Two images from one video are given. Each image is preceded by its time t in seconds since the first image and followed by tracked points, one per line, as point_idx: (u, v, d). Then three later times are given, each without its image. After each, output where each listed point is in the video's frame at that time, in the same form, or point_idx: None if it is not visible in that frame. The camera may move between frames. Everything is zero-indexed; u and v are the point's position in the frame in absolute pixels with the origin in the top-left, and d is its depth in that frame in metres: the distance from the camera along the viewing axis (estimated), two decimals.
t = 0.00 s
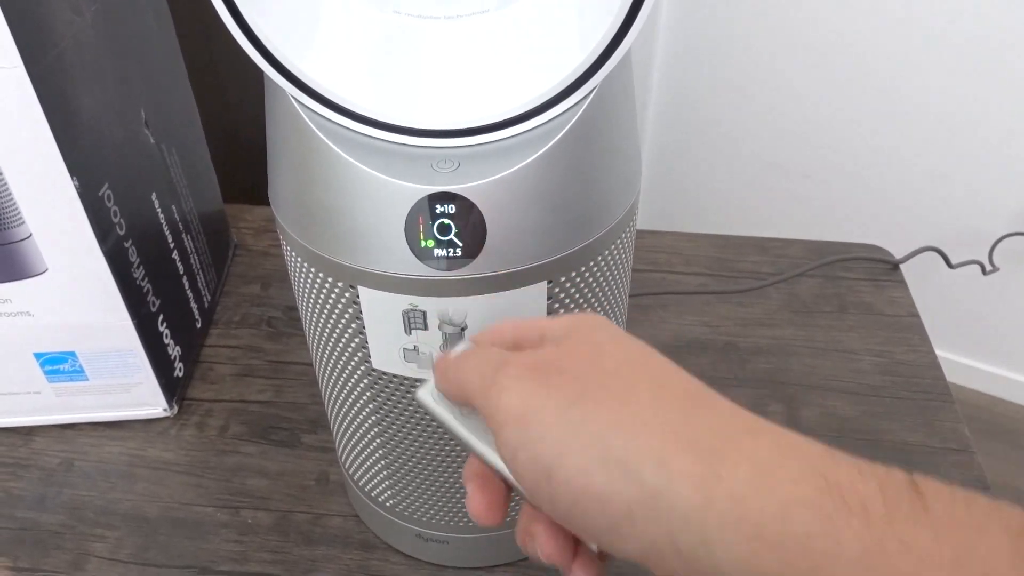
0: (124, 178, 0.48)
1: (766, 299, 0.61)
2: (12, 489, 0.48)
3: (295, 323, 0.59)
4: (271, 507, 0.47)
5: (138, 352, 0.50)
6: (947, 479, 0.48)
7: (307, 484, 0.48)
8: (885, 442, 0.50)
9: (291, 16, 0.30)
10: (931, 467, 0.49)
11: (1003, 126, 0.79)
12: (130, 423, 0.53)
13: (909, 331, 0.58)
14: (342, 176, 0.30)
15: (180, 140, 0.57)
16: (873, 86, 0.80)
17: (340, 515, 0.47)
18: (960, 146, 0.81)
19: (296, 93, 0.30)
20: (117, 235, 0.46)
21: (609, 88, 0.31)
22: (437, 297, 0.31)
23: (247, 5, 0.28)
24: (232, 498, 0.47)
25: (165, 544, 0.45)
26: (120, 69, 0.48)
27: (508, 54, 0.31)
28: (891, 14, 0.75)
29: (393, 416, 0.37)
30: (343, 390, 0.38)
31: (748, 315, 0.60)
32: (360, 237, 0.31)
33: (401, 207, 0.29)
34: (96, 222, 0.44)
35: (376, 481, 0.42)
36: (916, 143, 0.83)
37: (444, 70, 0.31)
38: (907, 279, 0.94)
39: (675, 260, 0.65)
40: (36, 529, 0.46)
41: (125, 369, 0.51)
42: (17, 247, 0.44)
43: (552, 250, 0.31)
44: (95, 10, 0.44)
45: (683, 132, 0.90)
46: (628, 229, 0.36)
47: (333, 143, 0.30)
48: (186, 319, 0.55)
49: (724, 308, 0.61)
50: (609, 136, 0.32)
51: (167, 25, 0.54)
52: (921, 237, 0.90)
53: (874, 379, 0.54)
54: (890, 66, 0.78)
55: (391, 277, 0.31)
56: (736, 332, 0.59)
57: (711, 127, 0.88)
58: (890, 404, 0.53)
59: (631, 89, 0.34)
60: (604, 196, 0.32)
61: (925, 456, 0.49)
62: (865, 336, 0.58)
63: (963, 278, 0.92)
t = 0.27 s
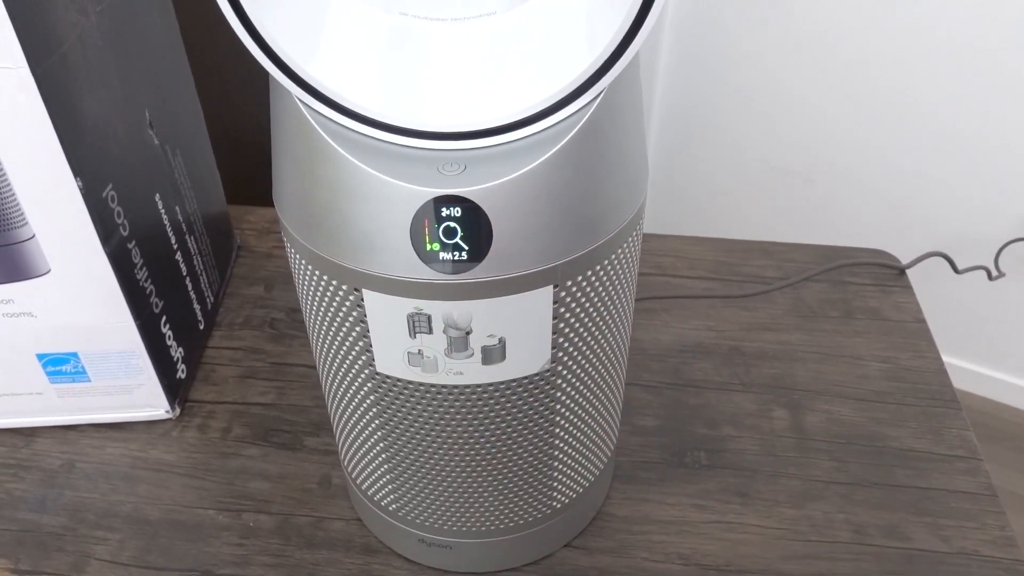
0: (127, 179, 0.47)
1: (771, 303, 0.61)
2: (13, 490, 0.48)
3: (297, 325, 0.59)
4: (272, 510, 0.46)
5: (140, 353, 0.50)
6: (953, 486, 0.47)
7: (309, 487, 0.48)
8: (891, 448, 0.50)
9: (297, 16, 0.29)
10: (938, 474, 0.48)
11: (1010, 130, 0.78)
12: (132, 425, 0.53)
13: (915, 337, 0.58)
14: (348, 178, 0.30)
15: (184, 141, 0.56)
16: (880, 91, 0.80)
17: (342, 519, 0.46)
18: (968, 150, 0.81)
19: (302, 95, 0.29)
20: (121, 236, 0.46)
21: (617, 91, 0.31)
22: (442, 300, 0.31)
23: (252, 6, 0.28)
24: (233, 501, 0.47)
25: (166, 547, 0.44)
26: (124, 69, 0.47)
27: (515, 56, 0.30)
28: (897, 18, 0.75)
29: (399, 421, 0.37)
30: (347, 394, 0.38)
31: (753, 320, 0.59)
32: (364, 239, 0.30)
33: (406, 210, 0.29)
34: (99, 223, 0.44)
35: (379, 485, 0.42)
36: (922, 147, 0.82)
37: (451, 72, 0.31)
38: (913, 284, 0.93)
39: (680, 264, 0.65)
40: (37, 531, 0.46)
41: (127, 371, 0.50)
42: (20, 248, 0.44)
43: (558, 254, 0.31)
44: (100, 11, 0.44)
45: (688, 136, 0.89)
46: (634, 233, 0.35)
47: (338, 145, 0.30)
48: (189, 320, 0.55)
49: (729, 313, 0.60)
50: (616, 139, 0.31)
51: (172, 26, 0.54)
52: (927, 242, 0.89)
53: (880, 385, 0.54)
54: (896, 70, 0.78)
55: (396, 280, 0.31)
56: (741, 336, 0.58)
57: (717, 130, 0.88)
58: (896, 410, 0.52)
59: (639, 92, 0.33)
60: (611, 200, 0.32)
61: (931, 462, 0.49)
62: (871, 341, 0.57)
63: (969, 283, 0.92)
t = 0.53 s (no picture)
0: (120, 182, 0.47)
1: (767, 303, 0.61)
2: (8, 494, 0.48)
3: (292, 327, 0.58)
4: (266, 512, 0.46)
5: (134, 357, 0.50)
6: (948, 486, 0.47)
7: (303, 490, 0.48)
8: (887, 449, 0.50)
9: (284, 19, 0.29)
10: (934, 474, 0.48)
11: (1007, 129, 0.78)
12: (127, 428, 0.53)
13: (912, 337, 0.57)
14: (335, 181, 0.30)
15: (178, 144, 0.56)
16: (877, 90, 0.79)
17: (336, 521, 0.46)
18: (965, 149, 0.81)
19: (289, 97, 0.29)
20: (113, 239, 0.46)
21: (605, 93, 0.31)
22: (431, 303, 0.31)
23: (238, 9, 0.28)
24: (228, 504, 0.47)
25: (160, 551, 0.44)
26: (117, 72, 0.47)
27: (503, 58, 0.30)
28: (893, 17, 0.74)
29: (390, 424, 0.37)
30: (338, 397, 0.38)
31: (748, 320, 0.59)
32: (353, 242, 0.30)
33: (394, 213, 0.29)
34: (91, 226, 0.43)
35: (372, 488, 0.42)
36: (919, 146, 0.82)
37: (439, 74, 0.30)
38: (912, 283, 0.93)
39: (676, 264, 0.65)
40: (31, 535, 0.46)
41: (121, 374, 0.50)
42: (13, 252, 0.44)
43: (547, 256, 0.31)
44: (91, 14, 0.44)
45: (685, 136, 0.89)
46: (625, 235, 0.35)
47: (326, 148, 0.30)
48: (184, 323, 0.55)
49: (725, 313, 0.60)
50: (605, 141, 0.31)
51: (166, 29, 0.54)
52: (925, 241, 0.89)
53: (876, 385, 0.54)
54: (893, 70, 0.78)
55: (385, 283, 0.31)
56: (737, 337, 0.58)
57: (713, 129, 0.88)
58: (892, 409, 0.52)
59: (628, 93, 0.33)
60: (601, 202, 0.32)
61: (927, 462, 0.49)
62: (867, 341, 0.57)
63: (967, 282, 0.92)
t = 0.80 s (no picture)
0: (121, 181, 0.47)
1: (768, 303, 0.61)
2: (9, 493, 0.48)
3: (293, 326, 0.58)
4: (267, 512, 0.46)
5: (135, 356, 0.50)
6: (949, 486, 0.47)
7: (304, 489, 0.48)
8: (888, 448, 0.50)
9: (287, 18, 0.29)
10: (935, 474, 0.48)
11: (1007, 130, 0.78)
12: (127, 427, 0.53)
13: (913, 337, 0.57)
14: (337, 180, 0.30)
15: (178, 143, 0.56)
16: (876, 90, 0.79)
17: (338, 521, 0.46)
18: (965, 150, 0.81)
19: (291, 96, 0.29)
20: (115, 238, 0.46)
21: (607, 92, 0.31)
22: (433, 302, 0.31)
23: (241, 8, 0.28)
24: (229, 503, 0.47)
25: (161, 550, 0.44)
26: (118, 71, 0.47)
27: (505, 58, 0.30)
28: (892, 18, 0.74)
29: (392, 423, 0.37)
30: (340, 396, 0.38)
31: (749, 320, 0.59)
32: (355, 241, 0.30)
33: (396, 212, 0.29)
34: (92, 226, 0.43)
35: (373, 487, 0.42)
36: (918, 147, 0.82)
37: (441, 73, 0.30)
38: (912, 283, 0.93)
39: (676, 264, 0.65)
40: (32, 534, 0.46)
41: (122, 373, 0.50)
42: (14, 250, 0.44)
43: (549, 255, 0.31)
44: (93, 13, 0.44)
45: (685, 136, 0.89)
46: (627, 234, 0.35)
47: (328, 147, 0.30)
48: (185, 323, 0.55)
49: (726, 312, 0.60)
50: (607, 140, 0.31)
51: (166, 29, 0.54)
52: (925, 242, 0.89)
53: (877, 385, 0.54)
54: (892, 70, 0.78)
55: (387, 281, 0.31)
56: (738, 336, 0.58)
57: (713, 129, 0.88)
58: (893, 409, 0.52)
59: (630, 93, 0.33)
60: (602, 201, 0.32)
61: (927, 462, 0.49)
62: (868, 341, 0.57)
63: (967, 283, 0.92)
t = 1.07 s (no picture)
0: (127, 179, 0.47)
1: (771, 302, 0.61)
2: (15, 490, 0.48)
3: (298, 324, 0.59)
4: (273, 509, 0.46)
5: (141, 353, 0.50)
6: (952, 484, 0.47)
7: (310, 487, 0.48)
8: (892, 446, 0.50)
9: (296, 16, 0.30)
10: (938, 472, 0.48)
11: (1009, 129, 0.78)
12: (133, 424, 0.53)
13: (916, 335, 0.58)
14: (346, 177, 0.30)
15: (184, 141, 0.56)
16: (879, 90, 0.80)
17: (343, 517, 0.46)
18: (967, 149, 0.81)
19: (300, 93, 0.30)
20: (121, 236, 0.46)
21: (614, 90, 0.31)
22: (441, 299, 0.31)
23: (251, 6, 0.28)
24: (234, 500, 0.47)
25: (167, 546, 0.45)
26: (124, 69, 0.48)
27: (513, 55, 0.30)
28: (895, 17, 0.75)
29: (398, 420, 0.37)
30: (346, 393, 0.38)
31: (753, 318, 0.59)
32: (363, 239, 0.30)
33: (404, 209, 0.29)
34: (99, 223, 0.44)
35: (379, 484, 0.42)
36: (921, 146, 0.82)
37: (449, 70, 0.31)
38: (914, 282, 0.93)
39: (680, 262, 0.65)
40: (38, 530, 0.46)
41: (128, 371, 0.51)
42: (21, 248, 0.44)
43: (556, 252, 0.31)
44: (99, 12, 0.44)
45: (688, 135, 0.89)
46: (633, 232, 0.36)
47: (337, 144, 0.30)
48: (190, 320, 0.55)
49: (730, 311, 0.60)
50: (614, 137, 0.31)
51: (172, 27, 0.54)
52: (928, 241, 0.89)
53: (880, 383, 0.54)
54: (895, 70, 0.78)
55: (395, 278, 0.31)
56: (741, 335, 0.58)
57: (716, 129, 0.88)
58: (896, 408, 0.52)
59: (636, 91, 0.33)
60: (609, 198, 0.32)
61: (931, 460, 0.49)
62: (872, 340, 0.57)
63: (970, 282, 0.92)
